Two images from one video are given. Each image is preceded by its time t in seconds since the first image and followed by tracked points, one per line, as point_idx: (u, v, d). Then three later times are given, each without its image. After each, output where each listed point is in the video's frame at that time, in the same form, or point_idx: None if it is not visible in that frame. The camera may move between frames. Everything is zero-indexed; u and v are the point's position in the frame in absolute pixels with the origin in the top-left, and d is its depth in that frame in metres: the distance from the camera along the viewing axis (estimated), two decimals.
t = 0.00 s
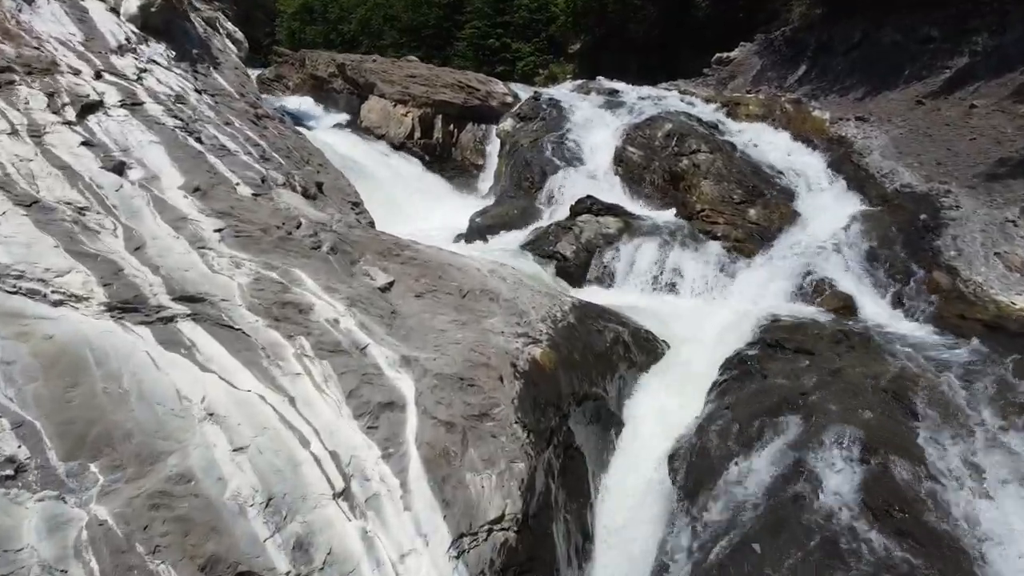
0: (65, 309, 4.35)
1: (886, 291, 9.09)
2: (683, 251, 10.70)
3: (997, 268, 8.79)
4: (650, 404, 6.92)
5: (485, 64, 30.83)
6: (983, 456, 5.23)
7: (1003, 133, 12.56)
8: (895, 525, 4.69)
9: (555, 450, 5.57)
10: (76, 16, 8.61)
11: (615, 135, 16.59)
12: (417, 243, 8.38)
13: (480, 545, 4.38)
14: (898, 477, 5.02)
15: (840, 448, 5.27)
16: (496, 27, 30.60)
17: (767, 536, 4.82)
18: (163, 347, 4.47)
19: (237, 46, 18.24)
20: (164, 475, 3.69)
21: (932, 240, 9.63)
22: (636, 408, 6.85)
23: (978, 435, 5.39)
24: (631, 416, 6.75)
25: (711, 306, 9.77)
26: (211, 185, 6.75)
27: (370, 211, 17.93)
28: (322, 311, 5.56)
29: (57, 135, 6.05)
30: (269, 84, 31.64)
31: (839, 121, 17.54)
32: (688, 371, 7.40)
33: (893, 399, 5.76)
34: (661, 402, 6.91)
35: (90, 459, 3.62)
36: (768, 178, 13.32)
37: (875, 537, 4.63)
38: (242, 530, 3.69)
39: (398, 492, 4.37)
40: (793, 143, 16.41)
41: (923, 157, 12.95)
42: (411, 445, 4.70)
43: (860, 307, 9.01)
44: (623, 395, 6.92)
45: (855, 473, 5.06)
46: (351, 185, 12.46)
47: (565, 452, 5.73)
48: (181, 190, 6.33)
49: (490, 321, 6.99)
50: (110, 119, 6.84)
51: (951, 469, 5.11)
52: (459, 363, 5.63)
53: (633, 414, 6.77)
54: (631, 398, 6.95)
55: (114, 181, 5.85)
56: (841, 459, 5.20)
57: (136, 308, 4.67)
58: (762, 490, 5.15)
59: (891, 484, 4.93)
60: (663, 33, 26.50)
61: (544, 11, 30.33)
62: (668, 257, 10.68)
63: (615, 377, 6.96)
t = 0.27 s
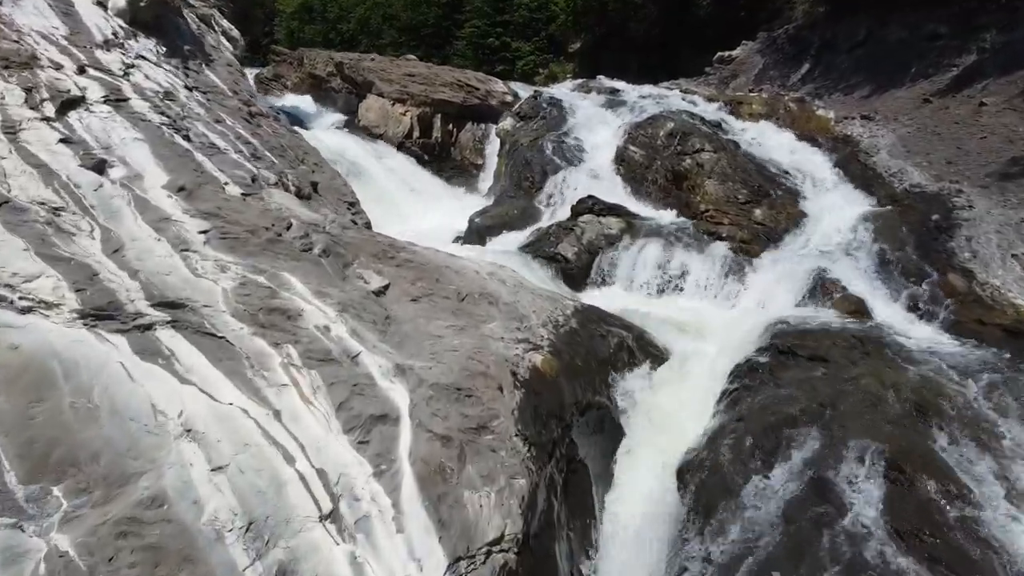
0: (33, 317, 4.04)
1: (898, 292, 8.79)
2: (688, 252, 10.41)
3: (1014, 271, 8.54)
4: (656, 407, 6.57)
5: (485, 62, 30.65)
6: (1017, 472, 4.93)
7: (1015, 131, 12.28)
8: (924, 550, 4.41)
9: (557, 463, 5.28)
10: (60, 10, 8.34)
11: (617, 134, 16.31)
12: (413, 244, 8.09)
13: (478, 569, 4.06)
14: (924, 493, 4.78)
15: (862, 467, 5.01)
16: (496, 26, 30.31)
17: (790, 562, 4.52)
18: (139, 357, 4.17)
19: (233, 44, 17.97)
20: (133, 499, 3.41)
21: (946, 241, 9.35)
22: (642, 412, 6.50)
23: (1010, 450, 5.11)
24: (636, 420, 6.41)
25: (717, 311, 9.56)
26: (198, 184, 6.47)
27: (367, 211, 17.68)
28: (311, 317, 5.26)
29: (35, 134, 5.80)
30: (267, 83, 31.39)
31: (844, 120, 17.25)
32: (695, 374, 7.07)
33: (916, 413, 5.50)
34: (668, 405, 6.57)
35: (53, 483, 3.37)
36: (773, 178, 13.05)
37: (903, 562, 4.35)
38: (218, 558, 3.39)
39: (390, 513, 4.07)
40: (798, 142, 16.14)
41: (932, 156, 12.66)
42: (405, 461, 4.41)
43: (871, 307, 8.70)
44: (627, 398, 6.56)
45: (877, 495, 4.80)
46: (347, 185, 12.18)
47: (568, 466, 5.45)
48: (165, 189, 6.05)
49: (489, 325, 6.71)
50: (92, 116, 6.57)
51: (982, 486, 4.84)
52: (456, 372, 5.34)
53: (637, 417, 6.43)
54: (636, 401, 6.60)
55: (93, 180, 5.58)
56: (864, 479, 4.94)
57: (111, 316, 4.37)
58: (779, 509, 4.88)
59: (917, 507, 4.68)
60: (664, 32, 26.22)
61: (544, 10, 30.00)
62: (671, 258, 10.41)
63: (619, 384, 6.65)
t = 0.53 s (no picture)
0: None
1: (913, 293, 8.49)
2: (693, 253, 10.16)
3: None
4: (663, 411, 6.28)
5: (485, 62, 30.33)
6: None
7: None
8: None
9: (560, 479, 5.02)
10: (43, 4, 8.07)
11: (618, 133, 16.04)
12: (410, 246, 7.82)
13: None
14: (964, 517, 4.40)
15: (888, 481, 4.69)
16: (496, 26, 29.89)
17: None
18: (111, 370, 3.87)
19: (228, 41, 17.69)
20: (98, 528, 3.11)
21: (960, 242, 9.06)
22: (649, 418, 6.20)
23: None
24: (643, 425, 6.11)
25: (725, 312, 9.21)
26: (183, 184, 6.18)
27: (363, 210, 17.41)
28: (299, 325, 4.97)
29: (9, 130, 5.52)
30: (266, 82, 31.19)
31: (849, 118, 16.98)
32: (703, 378, 6.79)
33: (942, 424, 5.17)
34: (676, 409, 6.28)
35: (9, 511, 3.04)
36: (779, 177, 12.79)
37: None
38: None
39: (382, 538, 3.78)
40: (802, 142, 15.90)
41: (942, 155, 12.39)
42: (397, 480, 4.13)
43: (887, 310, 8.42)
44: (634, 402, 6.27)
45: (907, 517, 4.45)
46: (343, 185, 11.89)
47: (570, 480, 5.21)
48: (147, 189, 5.77)
49: (488, 331, 6.44)
50: (73, 112, 6.29)
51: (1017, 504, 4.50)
52: (453, 381, 5.04)
53: (643, 421, 6.12)
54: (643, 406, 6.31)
55: (70, 179, 5.30)
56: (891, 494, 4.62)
57: (83, 325, 4.08)
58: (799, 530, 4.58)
59: (949, 524, 4.36)
60: (665, 31, 25.92)
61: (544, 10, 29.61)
62: (676, 259, 10.15)
63: (624, 392, 6.38)
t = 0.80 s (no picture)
0: None
1: (928, 300, 8.29)
2: (697, 256, 9.95)
3: None
4: (670, 425, 6.13)
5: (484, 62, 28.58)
6: None
7: None
8: None
9: (563, 497, 4.73)
10: None
11: (620, 133, 15.78)
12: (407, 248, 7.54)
13: None
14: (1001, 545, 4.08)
15: (920, 504, 4.37)
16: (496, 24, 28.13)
17: None
18: (76, 386, 3.56)
19: (223, 39, 17.41)
20: (51, 564, 2.78)
21: (975, 244, 8.76)
22: (651, 436, 5.98)
23: None
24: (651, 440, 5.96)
25: (731, 316, 8.92)
26: (165, 184, 5.89)
27: (359, 209, 17.14)
28: (286, 335, 4.67)
29: None
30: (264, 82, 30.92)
31: (854, 117, 16.67)
32: (712, 389, 6.55)
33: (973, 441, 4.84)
34: (683, 423, 6.14)
35: None
36: (785, 177, 12.50)
37: None
38: None
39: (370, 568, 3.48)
40: (807, 141, 15.63)
41: (952, 155, 12.08)
42: (388, 502, 3.85)
43: (903, 317, 8.18)
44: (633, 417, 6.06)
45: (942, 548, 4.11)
46: (339, 185, 11.61)
47: (575, 496, 4.93)
48: (126, 188, 5.46)
49: (486, 339, 6.15)
50: (50, 108, 6.00)
51: None
52: (450, 394, 4.75)
53: (650, 436, 5.98)
54: (644, 422, 6.10)
55: (42, 178, 5.00)
56: (922, 517, 4.30)
57: (48, 336, 3.78)
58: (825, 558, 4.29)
59: (988, 552, 4.05)
60: (665, 33, 26.04)
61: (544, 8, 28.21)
62: (681, 262, 9.92)
63: (629, 402, 6.12)
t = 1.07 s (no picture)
0: None
1: (945, 304, 8.07)
2: (703, 256, 9.66)
3: None
4: (679, 437, 5.84)
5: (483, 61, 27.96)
6: None
7: None
8: None
9: (565, 517, 4.44)
10: None
11: (621, 131, 15.49)
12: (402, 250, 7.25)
13: None
14: None
15: (953, 532, 4.08)
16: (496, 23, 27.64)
17: None
18: (34, 403, 3.25)
19: (217, 36, 17.11)
20: None
21: (991, 245, 8.44)
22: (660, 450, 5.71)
23: None
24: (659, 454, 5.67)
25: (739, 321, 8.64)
26: (144, 183, 5.58)
27: (355, 210, 16.85)
28: (268, 345, 4.36)
29: None
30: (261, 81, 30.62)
31: (861, 114, 16.35)
32: (722, 398, 6.28)
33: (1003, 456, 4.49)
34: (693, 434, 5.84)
35: None
36: (792, 176, 12.22)
37: None
38: None
39: None
40: (812, 140, 15.35)
41: (963, 153, 11.78)
42: (375, 529, 3.55)
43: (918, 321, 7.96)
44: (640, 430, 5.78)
45: None
46: (334, 184, 11.30)
47: (578, 515, 4.64)
48: (101, 188, 5.16)
49: (483, 347, 5.85)
50: (23, 103, 5.70)
51: None
52: (445, 407, 4.44)
53: (659, 450, 5.69)
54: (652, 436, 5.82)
55: (8, 176, 4.69)
56: (956, 547, 4.01)
57: (4, 348, 3.47)
58: None
59: None
60: (666, 31, 25.72)
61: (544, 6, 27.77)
62: (686, 263, 9.62)
63: (634, 413, 5.84)
